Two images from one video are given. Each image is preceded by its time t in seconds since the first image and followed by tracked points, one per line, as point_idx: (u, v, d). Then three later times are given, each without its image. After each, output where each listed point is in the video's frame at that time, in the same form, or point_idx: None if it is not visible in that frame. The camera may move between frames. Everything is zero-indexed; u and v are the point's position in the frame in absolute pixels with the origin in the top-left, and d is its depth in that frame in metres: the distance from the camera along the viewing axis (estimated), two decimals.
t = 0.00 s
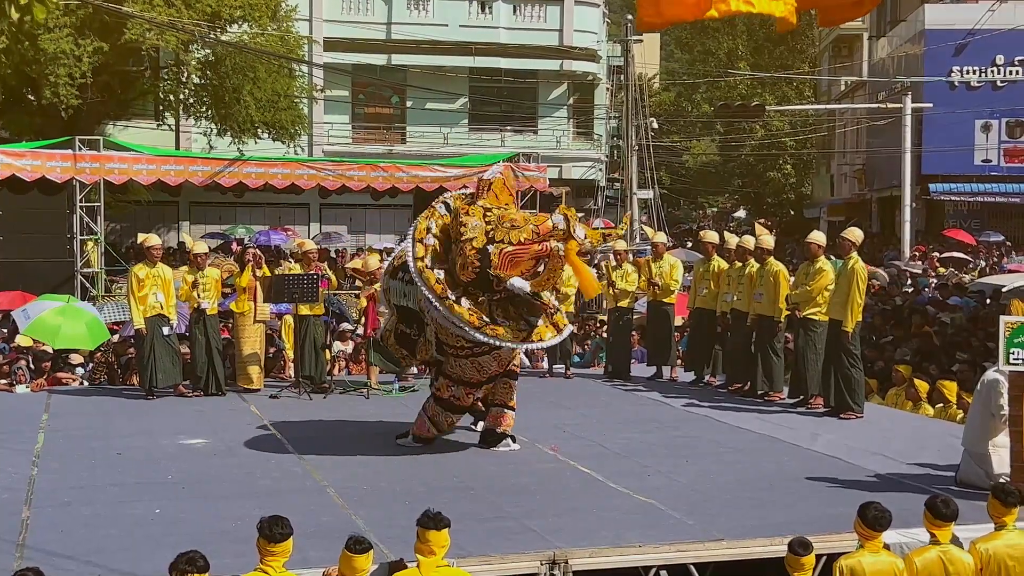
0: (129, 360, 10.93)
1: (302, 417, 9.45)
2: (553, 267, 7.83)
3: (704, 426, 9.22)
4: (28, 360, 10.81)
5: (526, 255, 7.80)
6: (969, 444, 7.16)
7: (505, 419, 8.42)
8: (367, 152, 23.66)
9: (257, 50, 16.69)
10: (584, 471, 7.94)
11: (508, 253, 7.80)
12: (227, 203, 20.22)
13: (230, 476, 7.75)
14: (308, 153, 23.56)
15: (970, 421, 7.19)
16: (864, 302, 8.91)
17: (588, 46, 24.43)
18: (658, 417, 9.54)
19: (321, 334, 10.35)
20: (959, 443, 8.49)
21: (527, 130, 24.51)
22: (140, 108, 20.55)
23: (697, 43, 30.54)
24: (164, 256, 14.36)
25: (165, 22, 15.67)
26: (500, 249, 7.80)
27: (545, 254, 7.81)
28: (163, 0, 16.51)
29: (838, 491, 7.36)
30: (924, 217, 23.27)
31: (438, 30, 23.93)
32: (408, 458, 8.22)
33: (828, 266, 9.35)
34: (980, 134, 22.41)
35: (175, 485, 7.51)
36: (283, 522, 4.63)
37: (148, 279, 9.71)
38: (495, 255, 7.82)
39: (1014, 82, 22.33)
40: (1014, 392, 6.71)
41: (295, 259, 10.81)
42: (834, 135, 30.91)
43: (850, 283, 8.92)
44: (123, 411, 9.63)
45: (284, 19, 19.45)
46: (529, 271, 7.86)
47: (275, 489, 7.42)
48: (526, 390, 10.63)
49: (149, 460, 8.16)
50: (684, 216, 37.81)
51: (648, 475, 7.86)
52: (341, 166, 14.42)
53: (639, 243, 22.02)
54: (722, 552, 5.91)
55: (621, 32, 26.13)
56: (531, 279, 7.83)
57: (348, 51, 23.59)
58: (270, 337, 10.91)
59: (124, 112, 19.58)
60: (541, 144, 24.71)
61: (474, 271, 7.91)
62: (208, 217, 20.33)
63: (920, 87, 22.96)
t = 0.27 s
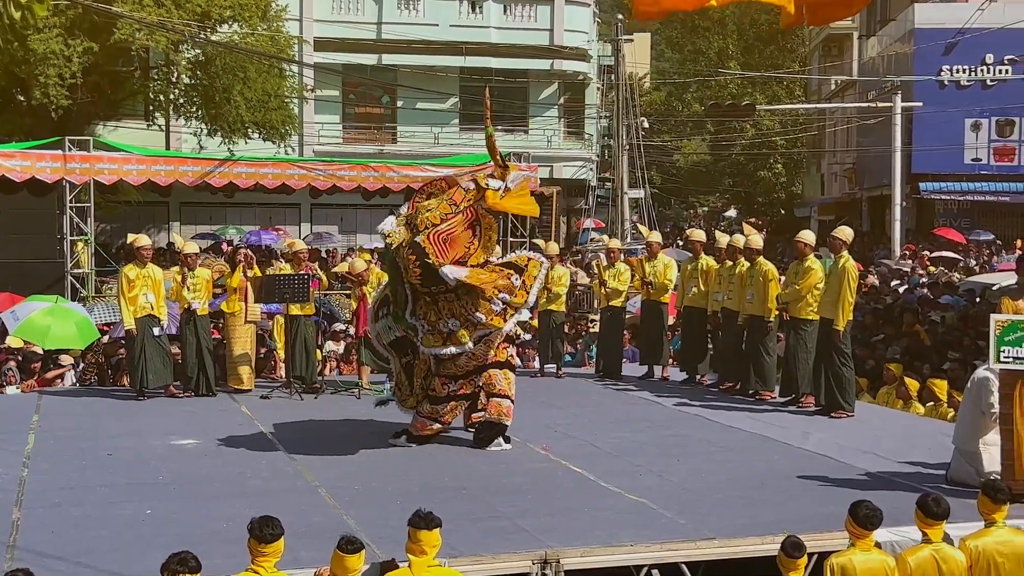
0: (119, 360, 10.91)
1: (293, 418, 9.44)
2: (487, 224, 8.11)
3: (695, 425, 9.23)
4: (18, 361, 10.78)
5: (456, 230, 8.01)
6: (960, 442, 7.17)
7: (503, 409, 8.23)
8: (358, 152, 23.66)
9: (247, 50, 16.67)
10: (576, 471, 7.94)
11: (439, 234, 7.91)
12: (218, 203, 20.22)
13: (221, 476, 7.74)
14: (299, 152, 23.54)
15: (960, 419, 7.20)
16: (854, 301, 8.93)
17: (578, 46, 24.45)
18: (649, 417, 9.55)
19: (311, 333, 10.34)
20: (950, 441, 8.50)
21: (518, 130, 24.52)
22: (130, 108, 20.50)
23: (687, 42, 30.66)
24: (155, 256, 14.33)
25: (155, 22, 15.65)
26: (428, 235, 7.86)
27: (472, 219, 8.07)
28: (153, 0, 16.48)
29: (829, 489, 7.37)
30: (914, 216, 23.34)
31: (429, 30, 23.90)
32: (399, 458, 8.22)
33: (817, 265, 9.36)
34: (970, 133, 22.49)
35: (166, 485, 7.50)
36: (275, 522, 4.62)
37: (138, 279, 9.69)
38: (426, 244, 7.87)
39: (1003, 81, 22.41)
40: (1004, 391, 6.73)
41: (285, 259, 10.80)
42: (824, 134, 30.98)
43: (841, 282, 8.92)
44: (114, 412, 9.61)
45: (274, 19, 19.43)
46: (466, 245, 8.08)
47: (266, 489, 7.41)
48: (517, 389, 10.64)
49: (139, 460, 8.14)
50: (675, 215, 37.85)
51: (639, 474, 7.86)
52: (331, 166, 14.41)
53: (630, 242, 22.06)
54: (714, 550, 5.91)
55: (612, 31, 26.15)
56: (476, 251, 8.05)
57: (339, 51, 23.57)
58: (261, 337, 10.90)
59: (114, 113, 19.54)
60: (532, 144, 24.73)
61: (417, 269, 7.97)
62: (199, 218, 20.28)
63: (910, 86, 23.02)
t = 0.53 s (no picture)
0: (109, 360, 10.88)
1: (284, 417, 9.45)
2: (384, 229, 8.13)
3: (686, 424, 9.24)
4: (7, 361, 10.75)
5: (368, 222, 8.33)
6: (950, 441, 7.19)
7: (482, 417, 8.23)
8: (349, 152, 23.66)
9: (238, 50, 16.64)
10: (567, 470, 7.94)
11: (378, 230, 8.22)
12: (209, 203, 20.33)
13: (212, 476, 7.73)
14: (289, 152, 23.53)
15: (950, 419, 7.22)
16: (845, 300, 8.94)
17: (569, 46, 24.50)
18: (641, 416, 9.56)
19: (302, 333, 10.34)
20: (940, 439, 8.53)
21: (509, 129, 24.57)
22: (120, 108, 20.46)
23: (680, 41, 31.38)
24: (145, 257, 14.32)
25: (145, 22, 15.62)
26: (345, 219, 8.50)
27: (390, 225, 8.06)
28: None
29: (820, 488, 7.38)
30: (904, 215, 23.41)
31: (420, 29, 23.87)
32: (390, 458, 8.22)
33: (803, 264, 9.40)
34: (959, 132, 22.54)
35: (157, 485, 7.48)
36: (266, 522, 4.60)
37: (128, 279, 9.66)
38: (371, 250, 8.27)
39: (992, 80, 22.52)
40: (996, 390, 6.78)
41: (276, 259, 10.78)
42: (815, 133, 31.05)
43: (831, 282, 8.93)
44: (105, 413, 9.59)
45: (264, 18, 19.43)
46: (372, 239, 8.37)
47: (256, 489, 7.40)
48: (508, 389, 10.64)
49: (130, 461, 8.12)
50: (666, 214, 37.86)
51: (630, 473, 7.86)
52: (322, 166, 14.40)
53: (621, 241, 22.11)
54: (705, 549, 5.90)
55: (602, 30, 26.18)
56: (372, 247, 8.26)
57: (329, 51, 23.57)
58: (252, 337, 10.90)
59: (104, 113, 19.50)
60: (523, 143, 24.76)
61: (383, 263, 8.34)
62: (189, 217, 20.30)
63: (899, 84, 23.09)
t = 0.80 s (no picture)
0: (100, 361, 10.88)
1: (275, 417, 9.44)
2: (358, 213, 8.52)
3: (678, 423, 9.25)
4: None
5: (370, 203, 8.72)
6: (941, 439, 7.18)
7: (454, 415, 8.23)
8: (340, 152, 23.65)
9: (228, 49, 16.63)
10: (558, 469, 7.94)
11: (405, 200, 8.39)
12: (199, 203, 20.28)
13: (203, 477, 7.72)
14: (280, 152, 23.50)
15: (940, 416, 7.20)
16: (834, 299, 8.97)
17: (560, 45, 24.50)
18: (633, 415, 9.57)
19: (293, 333, 10.34)
20: (930, 438, 8.55)
21: (500, 128, 24.59)
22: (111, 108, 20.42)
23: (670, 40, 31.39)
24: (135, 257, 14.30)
25: (136, 22, 15.61)
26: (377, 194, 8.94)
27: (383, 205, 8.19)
28: None
29: (810, 486, 7.40)
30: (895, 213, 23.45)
31: (411, 29, 23.86)
32: (381, 457, 8.22)
33: (786, 263, 9.44)
34: (950, 131, 22.55)
35: (146, 486, 7.46)
36: (256, 523, 4.59)
37: (118, 279, 9.64)
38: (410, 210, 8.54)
39: (982, 78, 22.57)
40: (985, 388, 6.74)
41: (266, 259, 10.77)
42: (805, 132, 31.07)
43: (821, 280, 8.95)
44: (95, 413, 9.58)
45: (255, 18, 19.42)
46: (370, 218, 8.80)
47: (247, 489, 7.39)
48: (500, 388, 10.65)
49: (119, 461, 8.10)
50: (658, 214, 37.86)
51: (621, 472, 7.87)
52: (312, 166, 14.40)
53: (612, 240, 22.13)
54: (695, 548, 5.90)
55: (594, 30, 26.20)
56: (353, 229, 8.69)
57: (320, 50, 23.56)
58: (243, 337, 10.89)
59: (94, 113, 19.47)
60: (514, 143, 24.77)
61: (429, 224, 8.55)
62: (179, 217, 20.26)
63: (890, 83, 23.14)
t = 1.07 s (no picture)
0: (91, 361, 10.86)
1: (267, 417, 9.43)
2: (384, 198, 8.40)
3: (670, 423, 9.25)
4: None
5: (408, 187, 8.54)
6: (932, 437, 7.20)
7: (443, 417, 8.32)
8: (331, 151, 23.64)
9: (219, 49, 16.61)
10: (549, 469, 7.95)
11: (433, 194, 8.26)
12: (191, 203, 20.25)
13: (195, 477, 7.71)
14: (271, 152, 23.50)
15: (931, 415, 7.22)
16: (826, 298, 8.99)
17: (552, 45, 24.51)
18: (625, 414, 9.58)
19: (285, 333, 10.34)
20: (921, 436, 8.57)
21: (491, 128, 24.63)
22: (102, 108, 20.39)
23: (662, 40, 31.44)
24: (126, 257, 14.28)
25: (126, 22, 15.59)
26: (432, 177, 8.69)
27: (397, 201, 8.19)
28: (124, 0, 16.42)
29: (802, 485, 7.41)
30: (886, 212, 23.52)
31: (402, 28, 23.86)
32: (373, 457, 8.22)
33: (772, 263, 9.46)
34: (941, 130, 22.62)
35: (138, 487, 7.45)
36: (248, 523, 4.59)
37: (110, 280, 9.61)
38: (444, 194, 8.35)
39: (973, 78, 22.64)
40: (976, 386, 6.76)
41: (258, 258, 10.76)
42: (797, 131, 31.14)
43: (812, 279, 8.96)
44: (87, 414, 9.57)
45: (246, 18, 19.42)
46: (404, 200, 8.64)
47: (238, 490, 7.38)
48: (492, 388, 10.66)
49: (110, 462, 8.08)
50: (650, 213, 37.88)
51: (613, 472, 7.88)
52: (304, 165, 14.39)
53: (603, 240, 22.17)
54: (687, 548, 5.91)
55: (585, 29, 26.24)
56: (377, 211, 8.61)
57: (312, 50, 23.56)
58: (234, 337, 10.89)
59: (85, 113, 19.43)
60: (505, 142, 24.79)
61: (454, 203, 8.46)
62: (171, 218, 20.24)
63: (881, 83, 23.20)
